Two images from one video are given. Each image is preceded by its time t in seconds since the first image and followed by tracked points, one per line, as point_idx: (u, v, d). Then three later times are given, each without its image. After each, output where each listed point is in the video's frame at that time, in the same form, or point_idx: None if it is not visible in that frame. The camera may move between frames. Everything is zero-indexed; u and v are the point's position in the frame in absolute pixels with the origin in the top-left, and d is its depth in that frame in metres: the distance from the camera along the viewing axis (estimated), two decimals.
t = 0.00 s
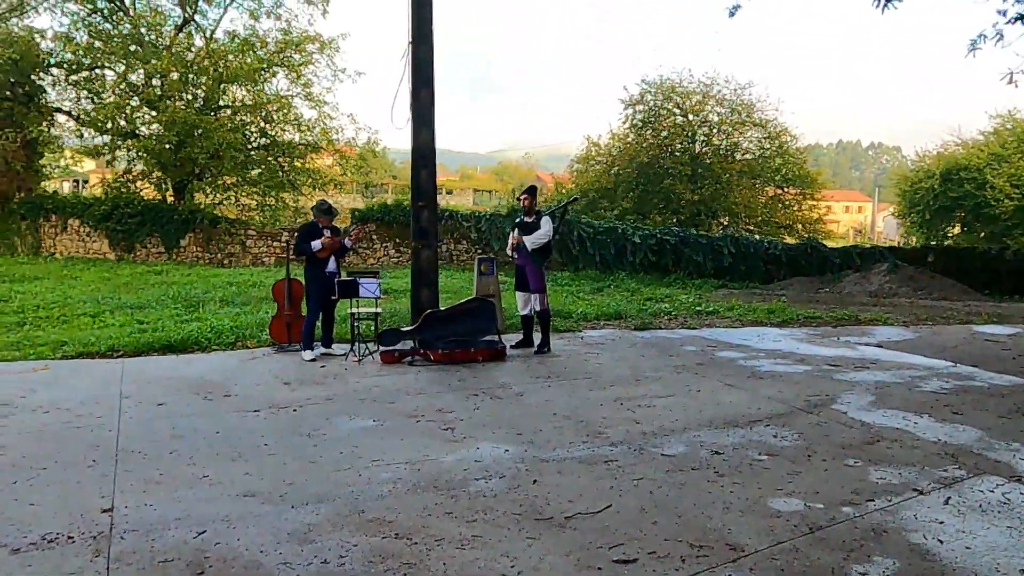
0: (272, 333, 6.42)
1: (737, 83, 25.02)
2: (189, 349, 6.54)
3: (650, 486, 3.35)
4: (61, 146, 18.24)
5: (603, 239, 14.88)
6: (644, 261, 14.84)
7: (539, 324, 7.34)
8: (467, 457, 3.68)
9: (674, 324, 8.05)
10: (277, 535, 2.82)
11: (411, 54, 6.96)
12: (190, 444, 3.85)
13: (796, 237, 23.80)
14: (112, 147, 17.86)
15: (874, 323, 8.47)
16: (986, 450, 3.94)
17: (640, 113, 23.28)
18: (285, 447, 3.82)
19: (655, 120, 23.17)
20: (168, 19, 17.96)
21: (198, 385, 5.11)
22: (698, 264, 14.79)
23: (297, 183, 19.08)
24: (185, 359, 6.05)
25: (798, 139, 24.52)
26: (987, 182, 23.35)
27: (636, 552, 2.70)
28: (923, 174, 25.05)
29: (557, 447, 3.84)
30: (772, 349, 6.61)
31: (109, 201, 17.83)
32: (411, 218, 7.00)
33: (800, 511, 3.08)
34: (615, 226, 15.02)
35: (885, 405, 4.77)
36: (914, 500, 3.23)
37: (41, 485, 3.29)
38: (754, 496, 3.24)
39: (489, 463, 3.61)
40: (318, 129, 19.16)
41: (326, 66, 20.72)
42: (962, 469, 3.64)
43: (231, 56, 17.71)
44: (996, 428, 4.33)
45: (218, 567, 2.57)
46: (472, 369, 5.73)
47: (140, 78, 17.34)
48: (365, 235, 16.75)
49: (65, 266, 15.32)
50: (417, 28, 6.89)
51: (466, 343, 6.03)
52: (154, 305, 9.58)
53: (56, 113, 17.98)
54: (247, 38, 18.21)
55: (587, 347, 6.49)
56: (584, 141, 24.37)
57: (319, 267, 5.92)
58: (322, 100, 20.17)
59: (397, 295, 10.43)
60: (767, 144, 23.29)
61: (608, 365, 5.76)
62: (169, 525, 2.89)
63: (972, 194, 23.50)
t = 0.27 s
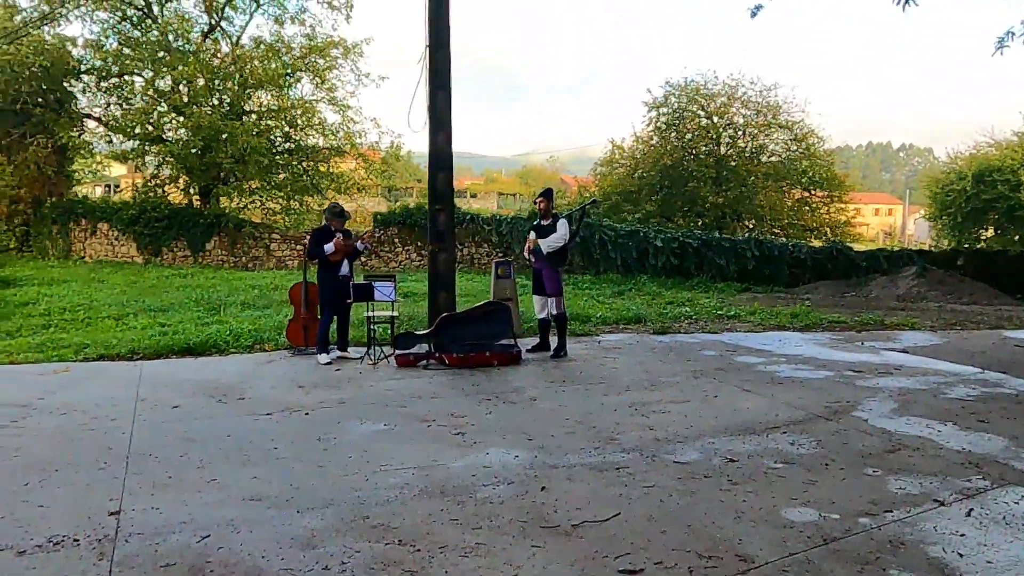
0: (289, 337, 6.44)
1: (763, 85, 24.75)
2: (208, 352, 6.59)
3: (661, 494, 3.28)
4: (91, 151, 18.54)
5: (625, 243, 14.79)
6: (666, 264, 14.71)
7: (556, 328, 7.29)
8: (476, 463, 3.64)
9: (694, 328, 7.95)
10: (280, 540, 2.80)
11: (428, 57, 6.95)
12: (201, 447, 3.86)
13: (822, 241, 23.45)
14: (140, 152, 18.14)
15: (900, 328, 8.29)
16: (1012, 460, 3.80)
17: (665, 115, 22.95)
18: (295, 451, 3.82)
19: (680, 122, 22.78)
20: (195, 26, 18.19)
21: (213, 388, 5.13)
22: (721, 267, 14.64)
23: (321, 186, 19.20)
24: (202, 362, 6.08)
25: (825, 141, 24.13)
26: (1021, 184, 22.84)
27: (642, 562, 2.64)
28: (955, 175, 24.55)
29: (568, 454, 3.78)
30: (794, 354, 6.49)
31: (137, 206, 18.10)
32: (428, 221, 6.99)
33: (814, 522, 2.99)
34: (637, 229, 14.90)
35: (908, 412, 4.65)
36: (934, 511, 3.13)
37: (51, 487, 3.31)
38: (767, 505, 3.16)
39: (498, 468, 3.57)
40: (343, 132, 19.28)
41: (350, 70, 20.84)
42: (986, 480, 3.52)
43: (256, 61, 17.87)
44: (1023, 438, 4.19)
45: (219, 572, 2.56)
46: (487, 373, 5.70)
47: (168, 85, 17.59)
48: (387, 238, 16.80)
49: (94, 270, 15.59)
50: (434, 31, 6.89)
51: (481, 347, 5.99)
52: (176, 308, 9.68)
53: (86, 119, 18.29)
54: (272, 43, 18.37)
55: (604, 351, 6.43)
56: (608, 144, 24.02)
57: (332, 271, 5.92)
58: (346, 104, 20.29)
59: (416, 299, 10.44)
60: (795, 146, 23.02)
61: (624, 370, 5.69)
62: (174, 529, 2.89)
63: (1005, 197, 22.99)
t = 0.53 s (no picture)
0: (309, 340, 6.45)
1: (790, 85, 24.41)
2: (228, 353, 6.62)
3: (677, 502, 3.20)
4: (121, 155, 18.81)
5: (648, 245, 14.66)
6: (690, 267, 14.55)
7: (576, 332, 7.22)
8: (489, 468, 3.59)
9: (718, 332, 7.81)
10: (288, 546, 2.77)
11: (447, 59, 6.92)
12: (216, 450, 3.86)
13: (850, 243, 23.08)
14: (167, 155, 18.37)
15: (930, 332, 8.09)
16: None
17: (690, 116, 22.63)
18: (308, 455, 3.79)
19: (705, 123, 22.49)
20: (221, 31, 18.36)
21: (230, 390, 5.14)
22: (746, 269, 14.45)
23: (345, 189, 19.29)
24: (223, 364, 6.11)
25: (855, 141, 23.71)
26: None
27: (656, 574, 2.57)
28: (989, 176, 24.02)
29: (584, 459, 3.72)
30: (819, 359, 6.35)
31: (164, 209, 18.33)
32: (448, 224, 6.96)
33: (836, 534, 2.89)
34: (660, 230, 14.77)
35: (938, 419, 4.51)
36: (964, 523, 3.01)
37: (65, 490, 3.32)
38: (788, 515, 3.06)
39: (512, 474, 3.52)
40: (366, 135, 19.36)
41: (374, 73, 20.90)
42: (1019, 490, 3.39)
43: (281, 65, 18.00)
44: None
45: None
46: (505, 376, 5.64)
47: (195, 90, 17.80)
48: (409, 241, 16.82)
49: (123, 271, 15.83)
50: (453, 33, 6.86)
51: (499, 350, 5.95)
52: (199, 310, 9.75)
53: (115, 123, 18.55)
54: (296, 47, 18.49)
55: (624, 354, 6.34)
56: (633, 145, 23.89)
57: (347, 273, 5.91)
58: (370, 107, 20.38)
59: (437, 301, 10.41)
60: (823, 147, 22.65)
61: (645, 374, 5.61)
62: (184, 533, 2.88)
63: None
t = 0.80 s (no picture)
0: (329, 344, 6.42)
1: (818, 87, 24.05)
2: (249, 356, 6.62)
3: (699, 514, 3.11)
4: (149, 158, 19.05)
5: (672, 248, 14.52)
6: (715, 271, 14.38)
7: (598, 337, 7.13)
8: (507, 477, 3.52)
9: (742, 338, 7.68)
10: (301, 555, 2.73)
11: (469, 62, 6.88)
12: (231, 455, 3.83)
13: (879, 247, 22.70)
14: (193, 159, 18.56)
15: (962, 339, 7.88)
16: None
17: (715, 119, 22.37)
18: (324, 461, 3.76)
19: (731, 125, 22.09)
20: (248, 35, 18.50)
21: (249, 394, 5.13)
22: (772, 274, 14.23)
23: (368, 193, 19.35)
24: (243, 367, 6.11)
25: (884, 143, 23.30)
26: None
27: None
28: None
29: (603, 468, 3.64)
30: (848, 366, 6.19)
31: (191, 212, 18.53)
32: (468, 227, 6.91)
33: (864, 551, 2.78)
34: (684, 234, 14.62)
35: (971, 430, 4.36)
36: (1001, 541, 2.88)
37: (80, 494, 3.31)
38: (814, 530, 2.95)
39: (529, 483, 3.45)
40: (389, 138, 19.41)
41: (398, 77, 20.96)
42: None
43: (306, 70, 18.09)
44: None
45: None
46: (524, 382, 5.57)
47: (221, 94, 17.96)
48: (432, 244, 16.82)
49: (148, 274, 16.00)
50: (475, 35, 6.82)
51: (520, 355, 5.88)
52: (222, 313, 9.81)
53: (144, 128, 18.77)
54: (321, 51, 18.57)
55: (646, 360, 6.24)
56: (657, 148, 23.69)
57: (366, 278, 5.87)
58: (394, 110, 20.43)
59: (458, 305, 10.37)
60: (852, 150, 22.28)
61: (667, 381, 5.51)
62: (197, 539, 2.85)
63: None
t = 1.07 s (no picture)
0: (349, 343, 6.41)
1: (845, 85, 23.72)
2: (270, 356, 6.65)
3: (722, 520, 3.04)
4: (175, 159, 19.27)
5: (696, 248, 14.38)
6: (739, 271, 14.22)
7: (620, 338, 7.06)
8: (525, 479, 3.48)
9: (767, 339, 7.56)
10: (317, 557, 2.70)
11: (489, 61, 6.84)
12: (250, 455, 3.82)
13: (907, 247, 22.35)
14: (218, 159, 18.74)
15: (993, 341, 7.69)
16: None
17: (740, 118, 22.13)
18: (342, 461, 3.73)
19: (756, 124, 21.88)
20: (271, 37, 18.64)
21: (269, 394, 5.13)
22: (798, 274, 14.05)
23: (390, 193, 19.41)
24: (263, 366, 6.12)
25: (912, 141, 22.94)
26: None
27: None
28: None
29: (623, 472, 3.58)
30: (876, 368, 6.06)
31: (215, 212, 18.71)
32: (489, 227, 6.87)
33: (893, 560, 2.69)
34: (708, 234, 14.47)
35: (1004, 434, 4.23)
36: None
37: (99, 493, 3.32)
38: (840, 537, 2.87)
39: (548, 486, 3.40)
40: (412, 138, 19.45)
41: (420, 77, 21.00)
42: None
43: (329, 70, 18.13)
44: None
45: None
46: (545, 383, 5.52)
47: (245, 95, 18.10)
48: (453, 244, 16.82)
49: (174, 273, 16.19)
50: (495, 33, 6.78)
51: (540, 356, 5.83)
52: (245, 312, 9.87)
53: (170, 129, 18.98)
54: (344, 52, 18.66)
55: (669, 362, 6.16)
56: (680, 148, 23.49)
57: (385, 277, 5.85)
58: (416, 110, 20.47)
59: (479, 305, 10.34)
60: (880, 149, 21.94)
61: (689, 383, 5.43)
62: (213, 540, 2.84)
63: None
